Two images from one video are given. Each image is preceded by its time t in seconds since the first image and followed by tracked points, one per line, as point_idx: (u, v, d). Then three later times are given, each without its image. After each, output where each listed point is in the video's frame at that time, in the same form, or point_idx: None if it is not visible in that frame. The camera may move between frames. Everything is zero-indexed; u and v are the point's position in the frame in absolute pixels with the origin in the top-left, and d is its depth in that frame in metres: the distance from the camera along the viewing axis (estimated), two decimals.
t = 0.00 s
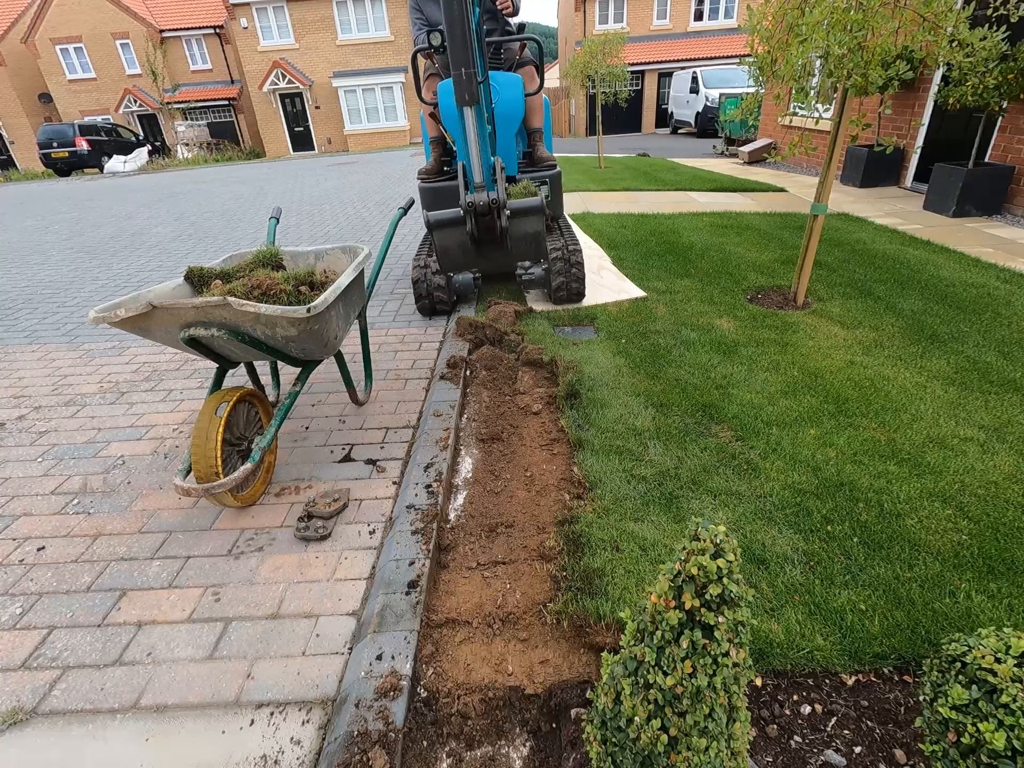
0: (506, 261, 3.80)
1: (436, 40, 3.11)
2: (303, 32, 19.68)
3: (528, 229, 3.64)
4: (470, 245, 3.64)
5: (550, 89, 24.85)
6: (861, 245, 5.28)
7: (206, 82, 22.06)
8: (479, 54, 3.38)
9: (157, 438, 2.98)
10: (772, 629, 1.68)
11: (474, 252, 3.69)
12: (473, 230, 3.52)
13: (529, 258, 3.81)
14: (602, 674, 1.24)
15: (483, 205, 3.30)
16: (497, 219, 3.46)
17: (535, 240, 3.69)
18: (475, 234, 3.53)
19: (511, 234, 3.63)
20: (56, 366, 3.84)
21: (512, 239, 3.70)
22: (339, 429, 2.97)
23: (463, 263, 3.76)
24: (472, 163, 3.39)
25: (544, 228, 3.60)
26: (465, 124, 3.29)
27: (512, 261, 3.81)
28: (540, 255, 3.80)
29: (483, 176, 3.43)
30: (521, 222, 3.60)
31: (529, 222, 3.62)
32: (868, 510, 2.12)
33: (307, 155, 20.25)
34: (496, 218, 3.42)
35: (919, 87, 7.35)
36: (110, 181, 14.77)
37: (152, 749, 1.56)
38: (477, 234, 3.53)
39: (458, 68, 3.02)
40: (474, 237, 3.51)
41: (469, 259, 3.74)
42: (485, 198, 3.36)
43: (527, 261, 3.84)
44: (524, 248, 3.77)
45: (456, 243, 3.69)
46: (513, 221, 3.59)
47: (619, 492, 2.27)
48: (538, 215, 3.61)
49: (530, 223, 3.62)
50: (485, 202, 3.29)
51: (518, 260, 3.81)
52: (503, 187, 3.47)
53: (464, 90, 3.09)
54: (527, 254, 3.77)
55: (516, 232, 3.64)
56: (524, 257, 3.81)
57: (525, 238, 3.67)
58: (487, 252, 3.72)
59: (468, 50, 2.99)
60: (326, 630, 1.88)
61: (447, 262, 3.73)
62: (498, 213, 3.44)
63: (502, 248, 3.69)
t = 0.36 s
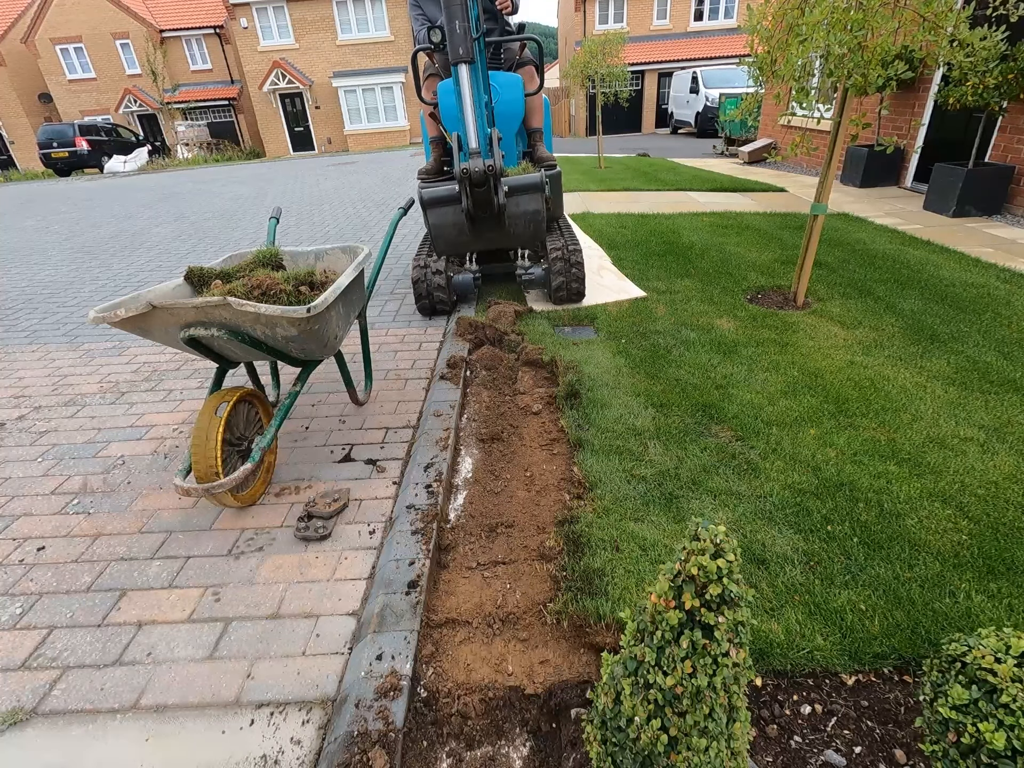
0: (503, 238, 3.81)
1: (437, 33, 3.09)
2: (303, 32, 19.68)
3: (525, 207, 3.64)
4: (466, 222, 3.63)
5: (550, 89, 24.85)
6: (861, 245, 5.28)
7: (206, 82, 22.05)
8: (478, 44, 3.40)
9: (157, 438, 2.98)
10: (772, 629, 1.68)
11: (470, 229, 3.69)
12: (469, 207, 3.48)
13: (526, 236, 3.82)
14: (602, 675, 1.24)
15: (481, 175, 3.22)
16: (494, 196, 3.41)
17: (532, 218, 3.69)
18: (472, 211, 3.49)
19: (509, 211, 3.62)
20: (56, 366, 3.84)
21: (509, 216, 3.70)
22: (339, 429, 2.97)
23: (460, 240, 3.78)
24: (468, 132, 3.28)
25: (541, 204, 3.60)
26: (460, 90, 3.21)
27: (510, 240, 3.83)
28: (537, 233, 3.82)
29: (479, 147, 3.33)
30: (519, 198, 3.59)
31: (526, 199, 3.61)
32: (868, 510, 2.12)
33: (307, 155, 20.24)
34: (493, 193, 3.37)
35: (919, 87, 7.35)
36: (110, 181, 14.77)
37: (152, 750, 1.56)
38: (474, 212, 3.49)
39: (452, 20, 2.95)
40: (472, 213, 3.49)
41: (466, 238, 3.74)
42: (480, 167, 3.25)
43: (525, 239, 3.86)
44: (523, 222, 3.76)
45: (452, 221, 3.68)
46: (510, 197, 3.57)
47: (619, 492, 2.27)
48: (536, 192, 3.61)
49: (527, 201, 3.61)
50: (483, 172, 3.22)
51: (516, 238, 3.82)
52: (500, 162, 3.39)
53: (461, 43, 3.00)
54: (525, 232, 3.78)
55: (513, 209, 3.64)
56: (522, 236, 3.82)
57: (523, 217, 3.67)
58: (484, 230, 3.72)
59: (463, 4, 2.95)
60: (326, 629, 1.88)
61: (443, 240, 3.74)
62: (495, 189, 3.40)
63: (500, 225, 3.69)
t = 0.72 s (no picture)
0: (505, 234, 3.84)
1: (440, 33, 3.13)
2: (303, 32, 19.68)
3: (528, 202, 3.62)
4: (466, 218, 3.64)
5: (550, 89, 24.85)
6: (861, 245, 5.28)
7: (206, 82, 22.05)
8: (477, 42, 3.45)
9: (157, 438, 2.98)
10: (772, 629, 1.68)
11: (471, 224, 3.71)
12: (468, 201, 3.50)
13: (529, 231, 3.84)
14: (602, 674, 1.24)
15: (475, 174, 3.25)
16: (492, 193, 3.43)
17: (533, 213, 3.70)
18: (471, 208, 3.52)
19: (510, 206, 3.61)
20: (56, 366, 3.84)
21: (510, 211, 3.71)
22: (339, 429, 2.97)
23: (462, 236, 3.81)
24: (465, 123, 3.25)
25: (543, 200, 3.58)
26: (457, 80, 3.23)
27: (512, 235, 3.85)
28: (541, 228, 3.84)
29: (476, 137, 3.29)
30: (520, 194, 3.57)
31: (527, 194, 3.60)
32: (868, 510, 2.11)
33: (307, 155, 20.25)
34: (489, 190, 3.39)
35: (919, 87, 7.35)
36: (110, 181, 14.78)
37: (152, 750, 1.56)
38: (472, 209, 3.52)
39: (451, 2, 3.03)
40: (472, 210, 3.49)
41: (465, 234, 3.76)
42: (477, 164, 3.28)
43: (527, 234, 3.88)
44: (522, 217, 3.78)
45: (450, 216, 3.69)
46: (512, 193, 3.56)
47: (619, 492, 2.27)
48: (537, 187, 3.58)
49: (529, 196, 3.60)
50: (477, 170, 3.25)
51: (517, 233, 3.84)
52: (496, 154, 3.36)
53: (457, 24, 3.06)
54: (527, 227, 3.79)
55: (514, 205, 3.62)
56: (522, 230, 3.83)
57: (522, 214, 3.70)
58: (484, 225, 3.74)
59: None
60: (326, 629, 1.88)
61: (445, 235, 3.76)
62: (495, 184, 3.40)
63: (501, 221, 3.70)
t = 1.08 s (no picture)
0: (500, 199, 3.71)
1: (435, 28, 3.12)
2: (303, 32, 19.68)
3: (523, 161, 3.52)
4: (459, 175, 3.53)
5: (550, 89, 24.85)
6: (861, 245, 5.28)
7: (206, 82, 22.05)
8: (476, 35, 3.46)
9: (157, 438, 2.98)
10: (772, 629, 1.68)
11: (465, 184, 3.58)
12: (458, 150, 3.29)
13: (525, 197, 3.71)
14: (602, 674, 1.24)
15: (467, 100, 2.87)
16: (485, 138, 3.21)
17: (529, 176, 3.60)
18: (464, 158, 3.31)
19: (505, 165, 3.51)
20: (56, 366, 3.84)
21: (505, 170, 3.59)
22: (339, 429, 2.97)
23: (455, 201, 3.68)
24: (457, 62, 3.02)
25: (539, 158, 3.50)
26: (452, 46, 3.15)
27: (507, 197, 3.68)
28: (537, 196, 3.72)
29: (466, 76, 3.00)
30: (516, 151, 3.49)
31: (523, 153, 3.51)
32: (868, 510, 2.11)
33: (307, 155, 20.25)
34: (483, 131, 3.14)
35: (919, 87, 7.36)
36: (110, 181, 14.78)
37: (152, 750, 1.56)
38: (464, 160, 3.35)
39: None
40: (464, 161, 3.34)
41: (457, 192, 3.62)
42: (469, 88, 2.87)
43: (522, 199, 3.73)
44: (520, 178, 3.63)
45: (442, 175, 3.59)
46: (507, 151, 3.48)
47: (619, 492, 2.26)
48: (532, 146, 3.51)
49: (525, 155, 3.51)
50: (469, 96, 2.86)
51: (512, 199, 3.70)
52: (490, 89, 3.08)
53: None
54: (522, 192, 3.67)
55: (509, 162, 3.53)
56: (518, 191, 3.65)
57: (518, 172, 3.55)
58: (478, 183, 3.59)
59: None
60: (326, 629, 1.88)
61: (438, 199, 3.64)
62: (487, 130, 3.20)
63: (494, 181, 3.57)
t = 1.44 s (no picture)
0: (457, 185, 2.74)
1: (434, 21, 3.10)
2: (303, 32, 19.69)
3: (480, 146, 2.65)
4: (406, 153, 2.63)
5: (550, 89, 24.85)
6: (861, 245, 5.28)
7: (206, 82, 22.05)
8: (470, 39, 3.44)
9: (157, 438, 2.98)
10: (772, 629, 1.68)
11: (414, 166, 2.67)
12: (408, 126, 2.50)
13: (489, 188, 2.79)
14: (602, 675, 1.24)
15: (410, 63, 2.19)
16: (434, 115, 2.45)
17: (488, 163, 2.68)
18: (410, 142, 2.57)
19: (459, 147, 2.64)
20: (56, 366, 3.84)
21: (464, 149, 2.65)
22: (339, 429, 2.97)
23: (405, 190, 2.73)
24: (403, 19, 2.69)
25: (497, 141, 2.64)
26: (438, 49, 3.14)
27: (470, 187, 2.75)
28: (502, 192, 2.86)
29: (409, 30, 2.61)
30: (470, 135, 2.64)
31: (479, 134, 2.65)
32: (868, 510, 2.12)
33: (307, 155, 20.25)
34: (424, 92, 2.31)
35: (919, 87, 7.35)
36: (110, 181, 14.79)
37: (152, 750, 1.56)
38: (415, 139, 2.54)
39: None
40: (409, 146, 2.58)
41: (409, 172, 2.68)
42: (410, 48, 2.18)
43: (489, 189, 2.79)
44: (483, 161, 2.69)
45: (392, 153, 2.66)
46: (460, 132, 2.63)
47: (619, 492, 2.27)
48: (491, 126, 2.63)
49: (481, 137, 2.64)
50: (412, 58, 2.18)
51: (471, 188, 2.75)
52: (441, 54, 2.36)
53: None
54: (482, 179, 2.73)
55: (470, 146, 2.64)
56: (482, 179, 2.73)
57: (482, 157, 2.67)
58: (433, 161, 2.65)
59: None
60: (326, 629, 1.88)
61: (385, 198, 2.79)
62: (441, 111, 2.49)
63: (447, 162, 2.66)
